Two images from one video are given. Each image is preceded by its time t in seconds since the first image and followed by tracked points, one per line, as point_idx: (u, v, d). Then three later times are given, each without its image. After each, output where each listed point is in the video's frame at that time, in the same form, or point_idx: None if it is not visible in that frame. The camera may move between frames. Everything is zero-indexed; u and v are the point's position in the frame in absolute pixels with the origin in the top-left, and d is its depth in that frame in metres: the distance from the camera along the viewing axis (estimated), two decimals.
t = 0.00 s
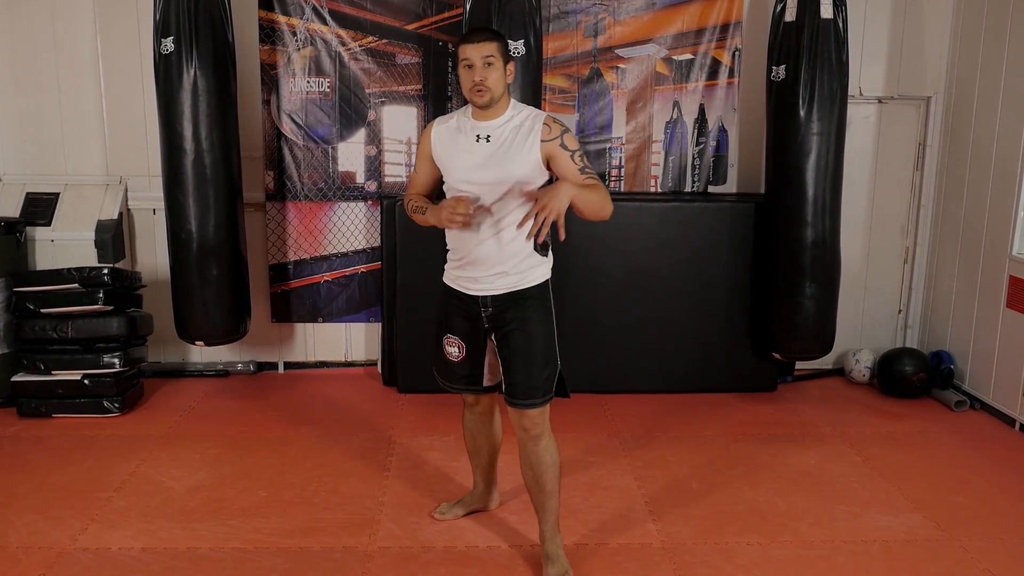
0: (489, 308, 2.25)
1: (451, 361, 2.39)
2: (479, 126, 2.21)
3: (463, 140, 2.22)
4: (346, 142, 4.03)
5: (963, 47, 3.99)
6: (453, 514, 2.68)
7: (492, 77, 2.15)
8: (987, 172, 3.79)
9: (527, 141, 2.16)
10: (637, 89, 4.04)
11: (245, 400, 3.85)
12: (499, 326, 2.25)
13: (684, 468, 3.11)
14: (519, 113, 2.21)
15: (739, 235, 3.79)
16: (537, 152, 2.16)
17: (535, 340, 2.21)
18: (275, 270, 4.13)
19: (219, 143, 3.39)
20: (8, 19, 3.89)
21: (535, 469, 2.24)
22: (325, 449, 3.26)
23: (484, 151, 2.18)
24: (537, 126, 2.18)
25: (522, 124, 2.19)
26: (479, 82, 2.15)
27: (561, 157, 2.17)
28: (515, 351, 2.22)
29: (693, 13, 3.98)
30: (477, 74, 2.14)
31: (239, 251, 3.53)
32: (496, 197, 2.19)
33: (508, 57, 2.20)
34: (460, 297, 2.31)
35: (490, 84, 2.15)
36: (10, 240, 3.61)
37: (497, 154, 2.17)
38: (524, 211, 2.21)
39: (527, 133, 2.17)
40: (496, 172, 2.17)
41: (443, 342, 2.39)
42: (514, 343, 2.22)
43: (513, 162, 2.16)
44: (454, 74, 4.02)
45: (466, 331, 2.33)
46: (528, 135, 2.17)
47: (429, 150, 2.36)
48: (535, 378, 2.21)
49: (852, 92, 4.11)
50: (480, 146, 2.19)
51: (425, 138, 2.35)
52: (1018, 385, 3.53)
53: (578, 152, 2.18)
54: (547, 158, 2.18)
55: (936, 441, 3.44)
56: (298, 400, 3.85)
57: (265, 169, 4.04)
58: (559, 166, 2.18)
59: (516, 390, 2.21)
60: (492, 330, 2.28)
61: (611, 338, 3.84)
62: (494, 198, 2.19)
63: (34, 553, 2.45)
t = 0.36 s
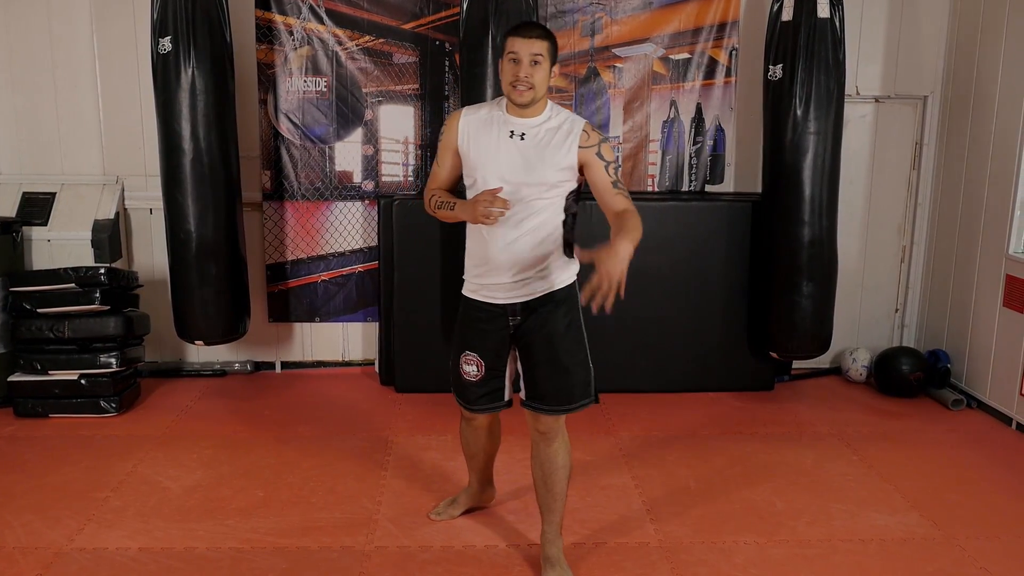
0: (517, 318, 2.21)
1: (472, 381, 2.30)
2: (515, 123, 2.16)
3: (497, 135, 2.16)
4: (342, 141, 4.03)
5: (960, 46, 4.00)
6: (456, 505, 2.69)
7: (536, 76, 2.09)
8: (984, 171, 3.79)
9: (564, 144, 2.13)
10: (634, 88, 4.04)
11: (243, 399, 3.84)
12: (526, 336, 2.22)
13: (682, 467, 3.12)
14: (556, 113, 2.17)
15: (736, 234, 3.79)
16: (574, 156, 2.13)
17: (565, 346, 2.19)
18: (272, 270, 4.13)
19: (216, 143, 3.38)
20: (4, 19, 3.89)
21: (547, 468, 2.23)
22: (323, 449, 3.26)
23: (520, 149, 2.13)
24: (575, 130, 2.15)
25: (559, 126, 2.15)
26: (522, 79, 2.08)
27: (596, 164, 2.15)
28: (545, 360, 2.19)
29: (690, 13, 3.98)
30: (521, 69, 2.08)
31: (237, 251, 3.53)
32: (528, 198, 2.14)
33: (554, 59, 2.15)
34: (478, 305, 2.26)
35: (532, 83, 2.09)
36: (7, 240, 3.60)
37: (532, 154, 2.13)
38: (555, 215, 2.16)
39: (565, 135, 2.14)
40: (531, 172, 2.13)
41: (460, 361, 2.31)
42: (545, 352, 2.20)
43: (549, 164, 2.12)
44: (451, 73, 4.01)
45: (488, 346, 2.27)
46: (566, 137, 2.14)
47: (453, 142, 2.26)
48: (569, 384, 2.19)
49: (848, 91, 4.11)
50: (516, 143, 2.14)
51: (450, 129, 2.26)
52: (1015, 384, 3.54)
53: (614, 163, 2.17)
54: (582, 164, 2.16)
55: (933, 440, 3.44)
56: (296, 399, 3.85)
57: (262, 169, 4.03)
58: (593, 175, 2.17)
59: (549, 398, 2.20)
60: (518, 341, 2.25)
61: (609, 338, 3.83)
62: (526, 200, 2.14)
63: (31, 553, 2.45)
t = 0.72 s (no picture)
0: (538, 326, 2.19)
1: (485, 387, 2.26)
2: (544, 127, 2.14)
3: (525, 138, 2.14)
4: (344, 141, 4.03)
5: (961, 46, 3.99)
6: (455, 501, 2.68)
7: (568, 82, 2.06)
8: (985, 171, 3.79)
9: (593, 151, 2.13)
10: (635, 88, 4.04)
11: (244, 399, 3.84)
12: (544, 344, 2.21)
13: (683, 467, 3.11)
14: (584, 119, 2.16)
15: (737, 234, 3.79)
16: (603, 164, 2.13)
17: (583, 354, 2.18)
18: (273, 269, 4.13)
19: (218, 143, 3.38)
20: (5, 19, 3.89)
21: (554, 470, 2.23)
22: (324, 449, 3.26)
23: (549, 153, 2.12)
24: (605, 137, 2.15)
25: (588, 132, 2.15)
26: (553, 84, 2.06)
27: (617, 181, 2.17)
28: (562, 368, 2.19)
29: (691, 13, 3.98)
30: (552, 74, 2.06)
31: (239, 250, 3.53)
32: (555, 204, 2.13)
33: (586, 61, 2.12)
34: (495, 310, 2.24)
35: (564, 88, 2.07)
36: (8, 241, 3.61)
37: (562, 159, 2.11)
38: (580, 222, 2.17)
39: (595, 142, 2.14)
40: (559, 178, 2.11)
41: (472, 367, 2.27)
42: (562, 360, 2.19)
43: (578, 171, 2.11)
44: (452, 73, 4.01)
45: (502, 351, 2.24)
46: (595, 144, 2.13)
47: (477, 143, 2.23)
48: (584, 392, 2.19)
49: (850, 90, 4.11)
50: (545, 148, 2.12)
51: (474, 128, 2.23)
52: (1016, 384, 3.54)
53: (636, 179, 2.19)
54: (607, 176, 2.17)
55: (934, 440, 3.44)
56: (297, 399, 3.85)
57: (263, 169, 4.04)
58: (614, 191, 2.19)
59: (567, 406, 2.19)
60: (535, 348, 2.23)
61: (610, 338, 3.83)
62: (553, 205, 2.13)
63: (32, 553, 2.45)
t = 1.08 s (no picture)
0: (542, 327, 2.19)
1: (486, 386, 2.26)
2: (552, 127, 2.11)
3: (533, 139, 2.11)
4: (343, 141, 4.03)
5: (960, 44, 3.99)
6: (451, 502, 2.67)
7: (577, 81, 2.05)
8: (985, 169, 3.79)
9: (602, 151, 2.12)
10: (634, 87, 4.04)
11: (243, 399, 3.84)
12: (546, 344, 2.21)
13: (683, 467, 3.12)
14: (591, 119, 2.15)
15: (737, 233, 3.79)
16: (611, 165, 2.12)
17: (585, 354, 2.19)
18: (273, 269, 4.13)
19: (217, 142, 3.38)
20: (5, 20, 3.89)
21: (554, 476, 2.23)
22: (324, 449, 3.27)
23: (558, 155, 2.10)
24: (613, 137, 2.14)
25: (596, 133, 2.13)
26: (562, 84, 2.05)
27: (626, 181, 2.17)
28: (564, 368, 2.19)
29: (690, 12, 3.98)
30: (560, 74, 2.04)
31: (240, 250, 3.53)
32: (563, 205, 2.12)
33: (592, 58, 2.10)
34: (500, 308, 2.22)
35: (573, 88, 2.05)
36: (8, 241, 3.61)
37: (571, 161, 2.10)
38: (587, 223, 2.16)
39: (604, 143, 2.12)
40: (569, 179, 2.10)
41: (475, 365, 2.26)
42: (565, 361, 2.20)
43: (587, 172, 2.10)
44: (451, 73, 4.01)
45: (506, 351, 2.23)
46: (604, 145, 2.12)
47: (481, 141, 2.20)
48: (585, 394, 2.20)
49: (849, 89, 4.11)
50: (553, 148, 2.10)
51: (478, 126, 2.19)
52: (1015, 383, 3.54)
53: (643, 179, 2.19)
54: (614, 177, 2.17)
55: (933, 438, 3.44)
56: (296, 399, 3.86)
57: (263, 169, 4.03)
58: (621, 190, 2.18)
59: (567, 407, 2.20)
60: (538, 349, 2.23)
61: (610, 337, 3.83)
62: (560, 206, 2.12)
63: (32, 553, 2.45)
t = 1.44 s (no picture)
0: (574, 321, 2.07)
1: (514, 380, 2.06)
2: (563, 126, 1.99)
3: (547, 141, 1.99)
4: (343, 140, 4.02)
5: (961, 43, 3.99)
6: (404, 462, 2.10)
7: (547, 105, 1.94)
8: (984, 168, 3.79)
9: (621, 139, 2.01)
10: (633, 86, 4.04)
11: (243, 399, 3.84)
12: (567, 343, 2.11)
13: (683, 466, 3.11)
14: (604, 108, 2.04)
15: (736, 231, 3.79)
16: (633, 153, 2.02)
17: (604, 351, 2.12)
18: (272, 268, 4.12)
19: (215, 141, 3.38)
20: (4, 20, 3.89)
21: (560, 479, 2.20)
22: (323, 449, 3.26)
23: (577, 152, 1.98)
24: (630, 123, 2.03)
25: (612, 121, 2.02)
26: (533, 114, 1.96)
27: (651, 164, 2.07)
28: (583, 369, 2.09)
29: (689, 11, 3.98)
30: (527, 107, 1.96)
31: (238, 250, 3.53)
32: (590, 202, 2.01)
33: (565, 71, 1.95)
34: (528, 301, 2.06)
35: (545, 113, 1.95)
36: (7, 241, 3.61)
37: (593, 154, 1.98)
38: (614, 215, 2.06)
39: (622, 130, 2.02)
40: (593, 174, 1.98)
41: (506, 355, 2.06)
42: (588, 360, 2.10)
43: (611, 164, 1.99)
44: (450, 72, 4.01)
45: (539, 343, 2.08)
46: (621, 134, 2.01)
47: (491, 148, 2.05)
48: (602, 398, 2.11)
49: (848, 88, 4.10)
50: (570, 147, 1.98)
51: (489, 134, 2.05)
52: (1015, 381, 3.54)
53: (668, 158, 2.09)
54: (639, 162, 2.06)
55: (934, 437, 3.44)
56: (296, 399, 3.85)
57: (262, 168, 4.03)
58: (648, 173, 2.09)
59: (588, 408, 2.11)
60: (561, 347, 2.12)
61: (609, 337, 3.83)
62: (589, 202, 2.01)
63: (31, 553, 2.45)
